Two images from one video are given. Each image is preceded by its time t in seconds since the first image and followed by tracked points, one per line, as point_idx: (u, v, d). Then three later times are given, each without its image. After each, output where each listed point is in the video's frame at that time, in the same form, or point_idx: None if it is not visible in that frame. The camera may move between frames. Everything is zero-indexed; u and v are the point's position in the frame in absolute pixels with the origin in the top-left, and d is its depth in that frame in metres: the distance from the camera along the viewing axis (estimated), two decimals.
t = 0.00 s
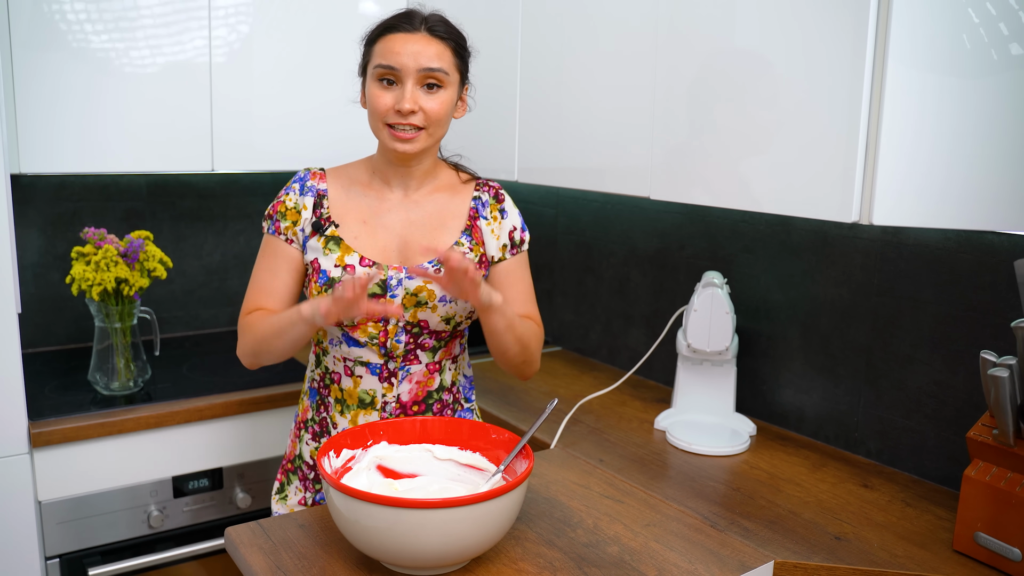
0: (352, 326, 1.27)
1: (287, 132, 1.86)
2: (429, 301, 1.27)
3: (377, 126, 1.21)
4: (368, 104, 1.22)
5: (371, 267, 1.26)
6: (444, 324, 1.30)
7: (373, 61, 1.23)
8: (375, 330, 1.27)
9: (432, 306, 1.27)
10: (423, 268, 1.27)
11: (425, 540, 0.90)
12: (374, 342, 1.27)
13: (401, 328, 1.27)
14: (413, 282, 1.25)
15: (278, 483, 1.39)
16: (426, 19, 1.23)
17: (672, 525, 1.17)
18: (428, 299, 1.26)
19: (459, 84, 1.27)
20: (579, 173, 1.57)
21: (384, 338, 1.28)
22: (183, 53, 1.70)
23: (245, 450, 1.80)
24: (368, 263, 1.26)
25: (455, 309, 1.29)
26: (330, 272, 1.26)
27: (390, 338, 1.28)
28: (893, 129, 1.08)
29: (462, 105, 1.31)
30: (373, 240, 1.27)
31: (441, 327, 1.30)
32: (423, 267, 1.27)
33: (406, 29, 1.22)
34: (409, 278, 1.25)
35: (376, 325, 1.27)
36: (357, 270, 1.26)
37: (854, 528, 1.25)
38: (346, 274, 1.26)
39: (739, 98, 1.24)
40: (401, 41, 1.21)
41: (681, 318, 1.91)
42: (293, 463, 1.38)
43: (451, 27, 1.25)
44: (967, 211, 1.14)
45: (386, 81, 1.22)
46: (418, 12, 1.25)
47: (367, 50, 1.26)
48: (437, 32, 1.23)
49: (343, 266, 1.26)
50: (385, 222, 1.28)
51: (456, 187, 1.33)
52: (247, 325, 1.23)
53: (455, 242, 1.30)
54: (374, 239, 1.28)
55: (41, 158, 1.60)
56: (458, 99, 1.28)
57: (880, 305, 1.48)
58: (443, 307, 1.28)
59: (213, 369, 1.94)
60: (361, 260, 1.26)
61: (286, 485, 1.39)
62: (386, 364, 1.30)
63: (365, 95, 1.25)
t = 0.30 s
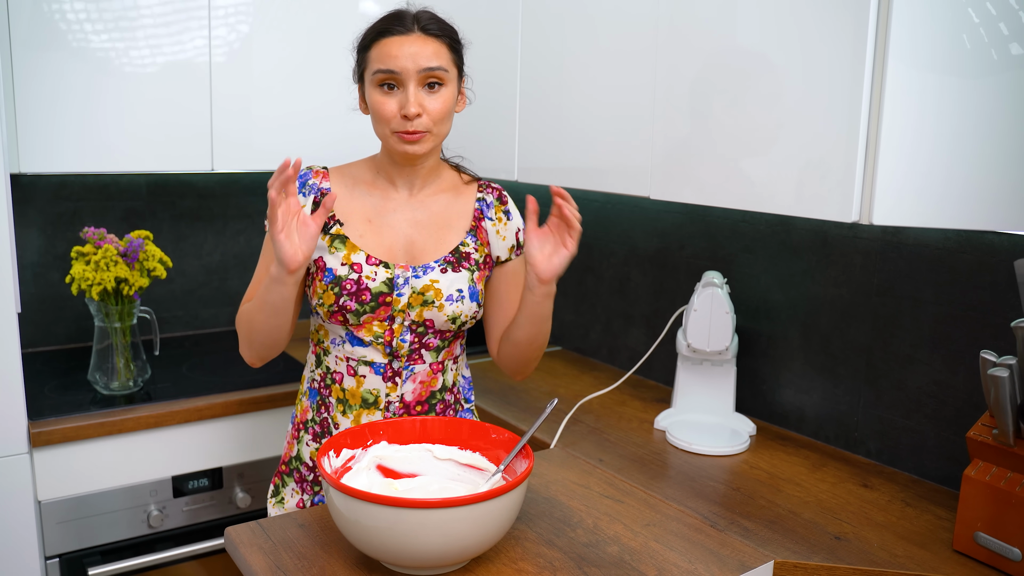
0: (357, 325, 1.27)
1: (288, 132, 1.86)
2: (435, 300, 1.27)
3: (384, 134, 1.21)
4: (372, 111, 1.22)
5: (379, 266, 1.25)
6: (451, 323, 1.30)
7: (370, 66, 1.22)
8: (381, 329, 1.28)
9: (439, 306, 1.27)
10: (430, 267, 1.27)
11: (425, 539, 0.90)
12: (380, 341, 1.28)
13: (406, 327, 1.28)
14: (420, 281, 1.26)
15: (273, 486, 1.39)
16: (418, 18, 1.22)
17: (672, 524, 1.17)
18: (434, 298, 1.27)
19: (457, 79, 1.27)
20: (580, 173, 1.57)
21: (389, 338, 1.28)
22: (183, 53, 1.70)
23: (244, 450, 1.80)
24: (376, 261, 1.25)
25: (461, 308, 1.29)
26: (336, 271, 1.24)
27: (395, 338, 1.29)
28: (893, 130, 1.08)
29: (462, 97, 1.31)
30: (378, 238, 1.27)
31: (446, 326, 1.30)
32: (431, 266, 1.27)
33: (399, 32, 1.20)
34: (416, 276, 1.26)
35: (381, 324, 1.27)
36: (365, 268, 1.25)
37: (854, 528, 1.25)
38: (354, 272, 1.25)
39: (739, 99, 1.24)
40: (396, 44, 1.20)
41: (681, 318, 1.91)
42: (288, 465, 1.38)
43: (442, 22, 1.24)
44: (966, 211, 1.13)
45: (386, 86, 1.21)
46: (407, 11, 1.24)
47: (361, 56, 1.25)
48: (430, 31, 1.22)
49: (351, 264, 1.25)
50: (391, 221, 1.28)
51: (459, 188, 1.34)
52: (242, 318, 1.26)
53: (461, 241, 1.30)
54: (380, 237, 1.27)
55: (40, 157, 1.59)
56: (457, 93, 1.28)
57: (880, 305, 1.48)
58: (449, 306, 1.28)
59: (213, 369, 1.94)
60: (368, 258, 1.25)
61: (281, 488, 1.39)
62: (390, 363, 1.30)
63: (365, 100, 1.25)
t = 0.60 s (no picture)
0: (361, 326, 1.28)
1: (290, 132, 1.86)
2: (439, 301, 1.27)
3: (380, 133, 1.22)
4: (368, 112, 1.23)
5: (383, 266, 1.25)
6: (454, 323, 1.29)
7: (365, 68, 1.23)
8: (385, 330, 1.28)
9: (442, 306, 1.27)
10: (434, 268, 1.26)
11: (427, 539, 0.90)
12: (384, 341, 1.28)
13: (410, 327, 1.28)
14: (423, 282, 1.26)
15: (274, 484, 1.40)
16: (410, 18, 1.22)
17: (674, 524, 1.16)
18: (438, 298, 1.27)
19: (453, 76, 1.26)
20: (582, 173, 1.57)
21: (393, 338, 1.28)
22: (184, 53, 1.70)
23: (246, 450, 1.80)
24: (379, 263, 1.26)
25: (466, 308, 1.29)
26: (339, 272, 1.25)
27: (399, 338, 1.29)
28: (894, 130, 1.08)
29: (459, 95, 1.32)
30: (381, 239, 1.27)
31: (450, 327, 1.30)
32: (434, 266, 1.26)
33: (390, 32, 1.21)
34: (419, 277, 1.25)
35: (385, 324, 1.28)
36: (368, 269, 1.25)
37: (856, 528, 1.25)
38: (356, 273, 1.25)
39: (741, 100, 1.24)
40: (388, 44, 1.20)
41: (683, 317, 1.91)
42: (290, 464, 1.38)
43: (435, 20, 1.24)
44: (969, 211, 1.12)
45: (380, 86, 1.22)
46: (400, 11, 1.24)
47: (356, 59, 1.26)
48: (422, 30, 1.22)
49: (353, 265, 1.25)
50: (394, 222, 1.29)
51: (463, 188, 1.34)
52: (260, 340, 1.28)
53: (465, 242, 1.30)
54: (383, 238, 1.28)
55: (41, 157, 1.59)
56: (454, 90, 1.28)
57: (882, 305, 1.48)
58: (452, 306, 1.27)
59: (214, 368, 1.94)
60: (371, 259, 1.26)
61: (282, 487, 1.39)
62: (395, 363, 1.30)
63: (362, 102, 1.25)
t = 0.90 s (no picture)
0: (357, 327, 1.28)
1: (291, 132, 1.86)
2: (433, 303, 1.26)
3: (377, 130, 1.22)
4: (367, 108, 1.23)
5: (377, 268, 1.26)
6: (450, 325, 1.29)
7: (368, 63, 1.23)
8: (380, 331, 1.28)
9: (436, 309, 1.27)
10: (428, 270, 1.26)
11: (427, 539, 0.90)
12: (380, 342, 1.28)
13: (405, 329, 1.28)
14: (417, 284, 1.26)
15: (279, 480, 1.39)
16: (416, 17, 1.22)
17: (674, 525, 1.16)
18: (432, 301, 1.26)
19: (456, 78, 1.26)
20: (583, 173, 1.57)
21: (389, 339, 1.28)
22: (185, 53, 1.70)
23: (246, 450, 1.80)
24: (373, 264, 1.26)
25: (460, 311, 1.28)
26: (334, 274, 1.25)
27: (395, 339, 1.28)
28: (895, 130, 1.08)
29: (461, 97, 1.31)
30: (379, 240, 1.28)
31: (446, 329, 1.30)
32: (429, 268, 1.26)
33: (395, 30, 1.21)
34: (413, 279, 1.26)
35: (381, 326, 1.27)
36: (362, 271, 1.25)
37: (857, 528, 1.25)
38: (351, 275, 1.25)
39: (742, 100, 1.24)
40: (391, 42, 1.21)
41: (683, 317, 1.90)
42: (295, 460, 1.38)
43: (441, 21, 1.24)
44: (969, 211, 1.12)
45: (380, 83, 1.22)
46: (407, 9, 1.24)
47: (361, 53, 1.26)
48: (426, 29, 1.22)
49: (348, 267, 1.26)
50: (391, 222, 1.29)
51: (463, 188, 1.34)
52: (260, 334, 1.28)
53: (462, 242, 1.29)
54: (381, 239, 1.28)
55: (41, 156, 1.59)
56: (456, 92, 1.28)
57: (883, 305, 1.48)
58: (447, 309, 1.27)
59: (215, 368, 1.94)
60: (365, 261, 1.26)
61: (286, 484, 1.39)
62: (391, 365, 1.30)
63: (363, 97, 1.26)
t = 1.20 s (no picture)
0: (357, 324, 1.28)
1: (292, 132, 1.86)
2: (433, 301, 1.27)
3: (390, 138, 1.21)
4: (379, 114, 1.21)
5: (378, 265, 1.26)
6: (450, 324, 1.29)
7: (382, 70, 1.20)
8: (380, 329, 1.28)
9: (436, 306, 1.27)
10: (429, 268, 1.26)
11: (428, 539, 0.90)
12: (379, 340, 1.28)
13: (405, 327, 1.28)
14: (418, 282, 1.26)
15: (280, 480, 1.39)
16: (433, 26, 1.20)
17: (675, 525, 1.16)
18: (433, 298, 1.26)
19: (468, 87, 1.25)
20: (583, 174, 1.57)
21: (389, 337, 1.28)
22: (186, 52, 1.70)
23: (247, 450, 1.80)
24: (374, 261, 1.26)
25: (460, 309, 1.28)
26: (335, 271, 1.25)
27: (394, 337, 1.28)
28: (896, 131, 1.08)
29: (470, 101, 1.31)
30: (380, 238, 1.28)
31: (446, 327, 1.30)
32: (430, 266, 1.26)
33: (412, 40, 1.18)
34: (414, 277, 1.26)
35: (381, 323, 1.27)
36: (363, 268, 1.25)
37: (858, 528, 1.25)
38: (352, 272, 1.25)
39: (743, 100, 1.24)
40: (408, 52, 1.18)
41: (684, 318, 1.90)
42: (296, 460, 1.38)
43: (457, 31, 1.22)
44: (969, 211, 1.12)
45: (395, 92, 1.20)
46: (422, 15, 1.21)
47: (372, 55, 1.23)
48: (445, 41, 1.20)
49: (349, 264, 1.25)
50: (392, 221, 1.29)
51: (465, 189, 1.34)
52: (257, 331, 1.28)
53: (462, 242, 1.30)
54: (381, 238, 1.28)
55: (42, 156, 1.60)
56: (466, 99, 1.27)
57: (884, 305, 1.48)
58: (447, 307, 1.27)
59: (215, 368, 1.94)
60: (367, 258, 1.26)
61: (287, 484, 1.39)
62: (391, 363, 1.30)
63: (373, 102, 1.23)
